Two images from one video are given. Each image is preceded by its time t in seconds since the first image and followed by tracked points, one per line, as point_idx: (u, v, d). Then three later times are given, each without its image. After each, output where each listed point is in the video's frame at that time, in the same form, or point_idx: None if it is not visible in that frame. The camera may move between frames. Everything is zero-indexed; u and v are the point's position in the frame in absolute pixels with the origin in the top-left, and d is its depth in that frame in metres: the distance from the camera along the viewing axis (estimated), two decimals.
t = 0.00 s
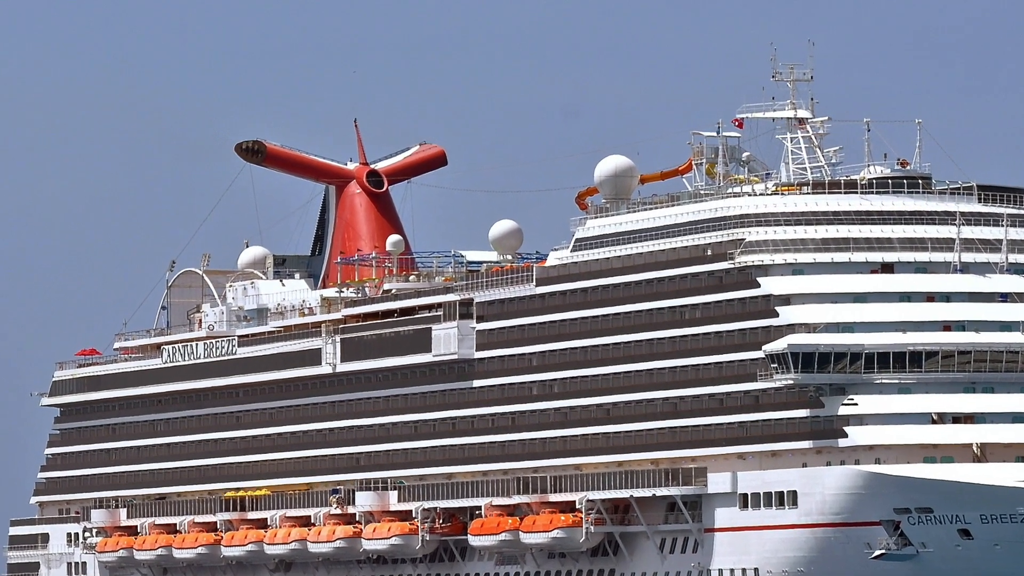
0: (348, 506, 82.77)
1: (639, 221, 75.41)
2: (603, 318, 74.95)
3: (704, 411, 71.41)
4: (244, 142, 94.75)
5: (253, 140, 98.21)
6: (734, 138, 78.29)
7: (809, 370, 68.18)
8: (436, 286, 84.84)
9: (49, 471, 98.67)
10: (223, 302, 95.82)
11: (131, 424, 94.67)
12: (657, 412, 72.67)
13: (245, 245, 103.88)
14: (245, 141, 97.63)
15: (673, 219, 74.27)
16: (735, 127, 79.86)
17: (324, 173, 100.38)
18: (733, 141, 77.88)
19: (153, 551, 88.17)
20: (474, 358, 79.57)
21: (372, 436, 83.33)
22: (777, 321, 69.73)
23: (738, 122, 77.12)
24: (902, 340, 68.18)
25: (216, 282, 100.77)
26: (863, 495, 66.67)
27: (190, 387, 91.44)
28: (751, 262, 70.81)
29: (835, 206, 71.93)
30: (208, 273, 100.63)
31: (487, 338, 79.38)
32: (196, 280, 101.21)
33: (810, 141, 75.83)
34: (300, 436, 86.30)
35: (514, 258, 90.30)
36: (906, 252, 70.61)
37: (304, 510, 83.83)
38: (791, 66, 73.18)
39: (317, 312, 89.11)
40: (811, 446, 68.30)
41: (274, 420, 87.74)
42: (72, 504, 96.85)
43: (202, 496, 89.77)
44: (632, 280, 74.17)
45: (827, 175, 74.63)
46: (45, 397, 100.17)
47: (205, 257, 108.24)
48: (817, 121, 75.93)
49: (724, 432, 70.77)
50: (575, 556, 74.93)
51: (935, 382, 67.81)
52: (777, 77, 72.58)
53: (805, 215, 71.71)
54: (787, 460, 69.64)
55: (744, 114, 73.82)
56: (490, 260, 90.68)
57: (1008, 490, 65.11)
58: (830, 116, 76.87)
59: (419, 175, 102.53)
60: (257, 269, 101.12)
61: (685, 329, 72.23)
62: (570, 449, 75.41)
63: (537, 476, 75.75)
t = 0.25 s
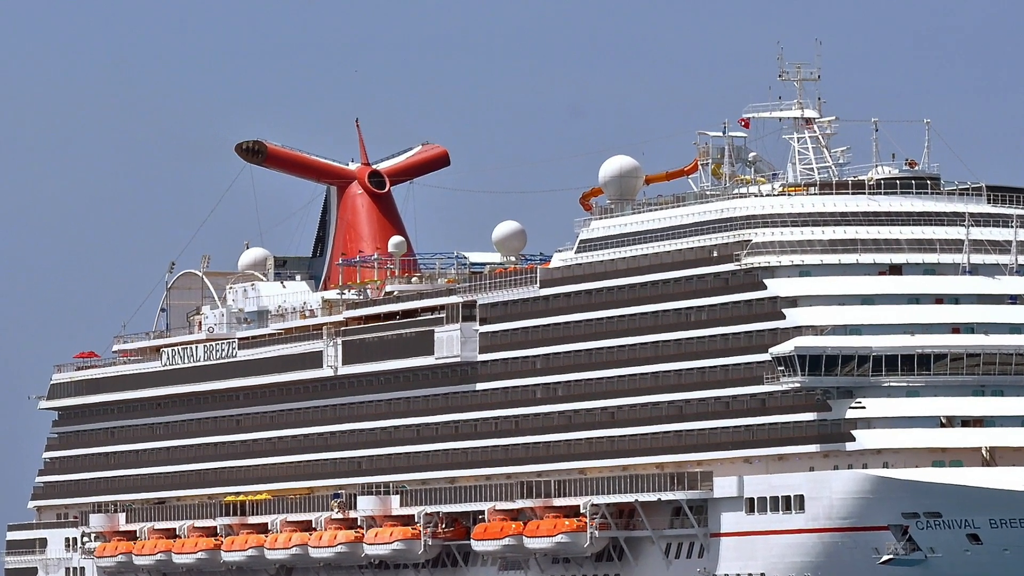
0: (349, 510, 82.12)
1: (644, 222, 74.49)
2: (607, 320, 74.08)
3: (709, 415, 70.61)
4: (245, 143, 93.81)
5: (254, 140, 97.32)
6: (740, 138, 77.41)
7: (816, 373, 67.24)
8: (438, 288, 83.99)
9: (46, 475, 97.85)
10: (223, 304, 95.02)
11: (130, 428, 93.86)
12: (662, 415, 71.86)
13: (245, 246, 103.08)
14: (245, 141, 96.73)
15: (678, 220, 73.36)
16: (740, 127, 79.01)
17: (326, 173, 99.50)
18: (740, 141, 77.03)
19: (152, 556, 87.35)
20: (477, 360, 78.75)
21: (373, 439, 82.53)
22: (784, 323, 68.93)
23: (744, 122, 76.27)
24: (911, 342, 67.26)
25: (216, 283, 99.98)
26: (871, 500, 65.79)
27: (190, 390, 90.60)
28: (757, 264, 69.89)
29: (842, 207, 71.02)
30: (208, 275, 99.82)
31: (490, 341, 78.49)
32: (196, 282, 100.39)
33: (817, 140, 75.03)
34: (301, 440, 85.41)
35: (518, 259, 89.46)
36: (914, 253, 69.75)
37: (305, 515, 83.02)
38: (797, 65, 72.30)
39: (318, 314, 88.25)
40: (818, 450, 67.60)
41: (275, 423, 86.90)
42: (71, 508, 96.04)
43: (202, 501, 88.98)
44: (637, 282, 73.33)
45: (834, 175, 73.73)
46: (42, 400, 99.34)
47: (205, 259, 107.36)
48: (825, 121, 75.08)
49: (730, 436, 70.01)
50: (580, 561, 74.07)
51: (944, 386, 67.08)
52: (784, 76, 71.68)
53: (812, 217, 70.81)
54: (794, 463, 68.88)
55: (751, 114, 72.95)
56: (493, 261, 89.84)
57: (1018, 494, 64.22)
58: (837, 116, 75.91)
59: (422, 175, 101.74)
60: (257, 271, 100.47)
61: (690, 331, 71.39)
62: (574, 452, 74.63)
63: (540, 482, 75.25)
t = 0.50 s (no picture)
0: (351, 515, 81.02)
1: (649, 222, 73.60)
2: (612, 322, 73.21)
3: (716, 418, 69.76)
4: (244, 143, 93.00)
5: (254, 140, 96.71)
6: (746, 138, 76.56)
7: (824, 376, 66.46)
8: (441, 289, 83.16)
9: (44, 479, 97.02)
10: (223, 306, 94.21)
11: (129, 431, 93.06)
12: (668, 419, 71.04)
13: (245, 247, 102.26)
14: (244, 142, 96.04)
15: (684, 221, 72.47)
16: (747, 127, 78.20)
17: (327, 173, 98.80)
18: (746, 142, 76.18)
19: (152, 561, 86.49)
20: (481, 364, 77.95)
21: (374, 443, 81.68)
22: (791, 325, 68.03)
23: (750, 121, 75.45)
24: (919, 344, 66.45)
25: (215, 286, 99.35)
26: (879, 504, 64.92)
27: (190, 393, 89.75)
28: (764, 266, 69.01)
29: (849, 208, 70.11)
30: (208, 277, 99.13)
31: (493, 343, 77.65)
32: (195, 284, 99.58)
33: (824, 141, 74.15)
34: (302, 444, 84.71)
35: (522, 261, 88.63)
36: (922, 255, 68.87)
37: (306, 520, 82.13)
38: (804, 64, 71.46)
39: (319, 316, 87.40)
40: (825, 454, 66.73)
41: (276, 427, 86.09)
42: (69, 513, 95.22)
43: (202, 505, 88.15)
44: (642, 284, 72.48)
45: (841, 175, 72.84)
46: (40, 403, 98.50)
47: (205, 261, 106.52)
48: (832, 121, 74.21)
49: (736, 440, 69.17)
50: (584, 566, 73.34)
51: (953, 389, 66.28)
52: (790, 75, 70.81)
53: (819, 218, 69.94)
54: (801, 467, 67.98)
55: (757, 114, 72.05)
56: (496, 263, 89.03)
57: None
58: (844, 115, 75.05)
59: (424, 176, 100.96)
60: (258, 272, 99.84)
61: (697, 334, 70.56)
62: (579, 456, 73.79)
63: (545, 485, 74.02)
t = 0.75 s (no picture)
0: (353, 519, 80.52)
1: (654, 224, 72.73)
2: (617, 325, 72.36)
3: (722, 421, 68.90)
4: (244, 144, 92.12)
5: (255, 140, 95.96)
6: (753, 138, 75.75)
7: (831, 379, 65.60)
8: (444, 291, 82.32)
9: (42, 484, 96.20)
10: (223, 308, 93.43)
11: (128, 435, 92.25)
12: (674, 422, 70.14)
13: (245, 249, 101.48)
14: (243, 142, 95.23)
15: (689, 222, 71.58)
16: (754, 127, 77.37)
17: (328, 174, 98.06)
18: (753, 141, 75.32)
19: (151, 567, 85.62)
20: (484, 366, 77.09)
21: (376, 447, 80.88)
22: (798, 328, 67.19)
23: (757, 121, 74.62)
24: (928, 347, 65.65)
25: (215, 288, 98.69)
26: (887, 509, 64.08)
27: (189, 396, 88.91)
28: (770, 267, 68.18)
29: (857, 209, 69.23)
30: (207, 279, 98.47)
31: (497, 345, 76.86)
32: (195, 286, 98.82)
33: (832, 141, 73.02)
34: (303, 448, 83.95)
35: (525, 262, 87.79)
36: (931, 256, 68.06)
37: (307, 524, 81.33)
38: (812, 63, 70.61)
39: (321, 318, 86.58)
40: (833, 458, 65.89)
41: (277, 430, 85.27)
42: (67, 518, 94.44)
43: (202, 510, 87.37)
44: (647, 286, 71.65)
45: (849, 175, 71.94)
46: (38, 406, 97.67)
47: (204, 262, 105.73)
48: (840, 121, 73.30)
49: (743, 444, 68.31)
50: (589, 572, 72.61)
51: (962, 392, 65.29)
52: (797, 75, 69.94)
53: (826, 219, 69.07)
54: (808, 471, 67.13)
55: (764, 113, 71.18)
56: (499, 264, 88.21)
57: None
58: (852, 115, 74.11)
59: (427, 176, 100.20)
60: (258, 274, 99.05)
61: (702, 336, 69.71)
62: (583, 460, 72.92)
63: (549, 490, 73.28)
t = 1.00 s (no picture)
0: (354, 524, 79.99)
1: (659, 225, 71.87)
2: (622, 327, 71.52)
3: (728, 425, 68.08)
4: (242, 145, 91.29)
5: (254, 140, 95.21)
6: (760, 138, 74.88)
7: (839, 383, 64.74)
8: (446, 293, 81.47)
9: (40, 488, 95.41)
10: (223, 310, 92.61)
11: (126, 439, 91.44)
12: (679, 426, 69.35)
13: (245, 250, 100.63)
14: (242, 142, 94.44)
15: (695, 224, 70.71)
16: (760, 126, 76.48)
17: (329, 174, 97.28)
18: (759, 141, 74.43)
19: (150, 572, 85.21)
20: (487, 369, 76.26)
21: (378, 451, 80.10)
22: (805, 330, 66.41)
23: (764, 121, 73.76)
24: (937, 349, 64.76)
25: (215, 289, 97.74)
26: (895, 513, 63.24)
27: (189, 399, 88.10)
28: (777, 269, 67.32)
29: (865, 209, 68.36)
30: (207, 280, 97.57)
31: (500, 348, 76.05)
32: (194, 287, 97.91)
33: (839, 141, 72.05)
34: (304, 452, 83.02)
35: (529, 263, 86.96)
36: (940, 258, 67.15)
37: (307, 529, 80.59)
38: (819, 62, 69.73)
39: (322, 320, 85.76)
40: (841, 462, 65.09)
41: (278, 434, 84.45)
42: (66, 522, 93.67)
43: (201, 514, 86.65)
44: (652, 287, 70.78)
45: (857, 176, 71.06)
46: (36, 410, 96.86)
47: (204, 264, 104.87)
48: (847, 120, 72.41)
49: (749, 447, 67.51)
50: None
51: (971, 395, 64.38)
52: (804, 74, 69.06)
53: (834, 220, 68.18)
54: (815, 475, 66.35)
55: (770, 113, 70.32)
56: (503, 266, 87.38)
57: None
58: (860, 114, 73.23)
59: (429, 177, 99.42)
60: (259, 275, 97.98)
61: (708, 339, 68.87)
62: (588, 464, 72.11)
63: (553, 494, 72.65)
